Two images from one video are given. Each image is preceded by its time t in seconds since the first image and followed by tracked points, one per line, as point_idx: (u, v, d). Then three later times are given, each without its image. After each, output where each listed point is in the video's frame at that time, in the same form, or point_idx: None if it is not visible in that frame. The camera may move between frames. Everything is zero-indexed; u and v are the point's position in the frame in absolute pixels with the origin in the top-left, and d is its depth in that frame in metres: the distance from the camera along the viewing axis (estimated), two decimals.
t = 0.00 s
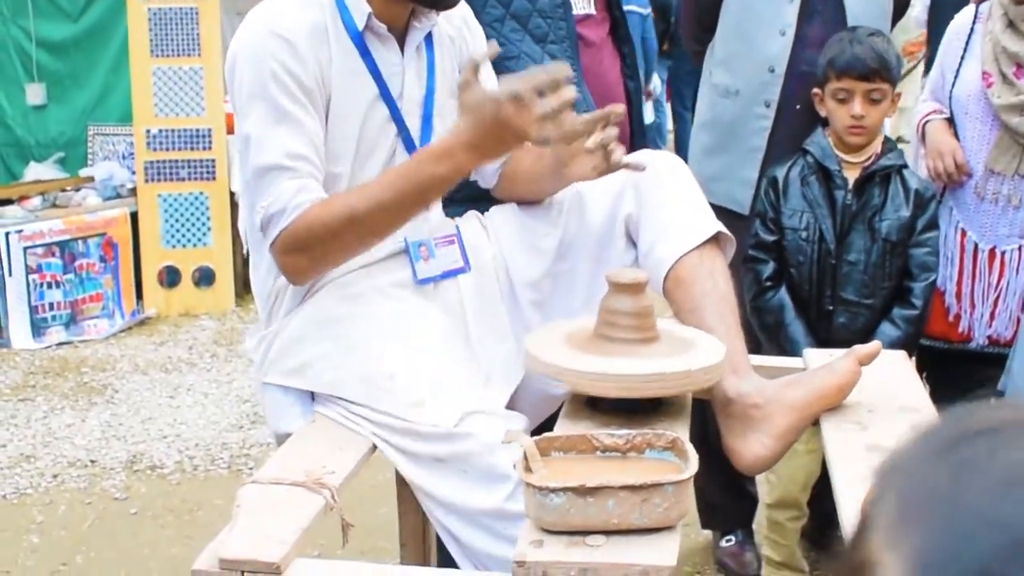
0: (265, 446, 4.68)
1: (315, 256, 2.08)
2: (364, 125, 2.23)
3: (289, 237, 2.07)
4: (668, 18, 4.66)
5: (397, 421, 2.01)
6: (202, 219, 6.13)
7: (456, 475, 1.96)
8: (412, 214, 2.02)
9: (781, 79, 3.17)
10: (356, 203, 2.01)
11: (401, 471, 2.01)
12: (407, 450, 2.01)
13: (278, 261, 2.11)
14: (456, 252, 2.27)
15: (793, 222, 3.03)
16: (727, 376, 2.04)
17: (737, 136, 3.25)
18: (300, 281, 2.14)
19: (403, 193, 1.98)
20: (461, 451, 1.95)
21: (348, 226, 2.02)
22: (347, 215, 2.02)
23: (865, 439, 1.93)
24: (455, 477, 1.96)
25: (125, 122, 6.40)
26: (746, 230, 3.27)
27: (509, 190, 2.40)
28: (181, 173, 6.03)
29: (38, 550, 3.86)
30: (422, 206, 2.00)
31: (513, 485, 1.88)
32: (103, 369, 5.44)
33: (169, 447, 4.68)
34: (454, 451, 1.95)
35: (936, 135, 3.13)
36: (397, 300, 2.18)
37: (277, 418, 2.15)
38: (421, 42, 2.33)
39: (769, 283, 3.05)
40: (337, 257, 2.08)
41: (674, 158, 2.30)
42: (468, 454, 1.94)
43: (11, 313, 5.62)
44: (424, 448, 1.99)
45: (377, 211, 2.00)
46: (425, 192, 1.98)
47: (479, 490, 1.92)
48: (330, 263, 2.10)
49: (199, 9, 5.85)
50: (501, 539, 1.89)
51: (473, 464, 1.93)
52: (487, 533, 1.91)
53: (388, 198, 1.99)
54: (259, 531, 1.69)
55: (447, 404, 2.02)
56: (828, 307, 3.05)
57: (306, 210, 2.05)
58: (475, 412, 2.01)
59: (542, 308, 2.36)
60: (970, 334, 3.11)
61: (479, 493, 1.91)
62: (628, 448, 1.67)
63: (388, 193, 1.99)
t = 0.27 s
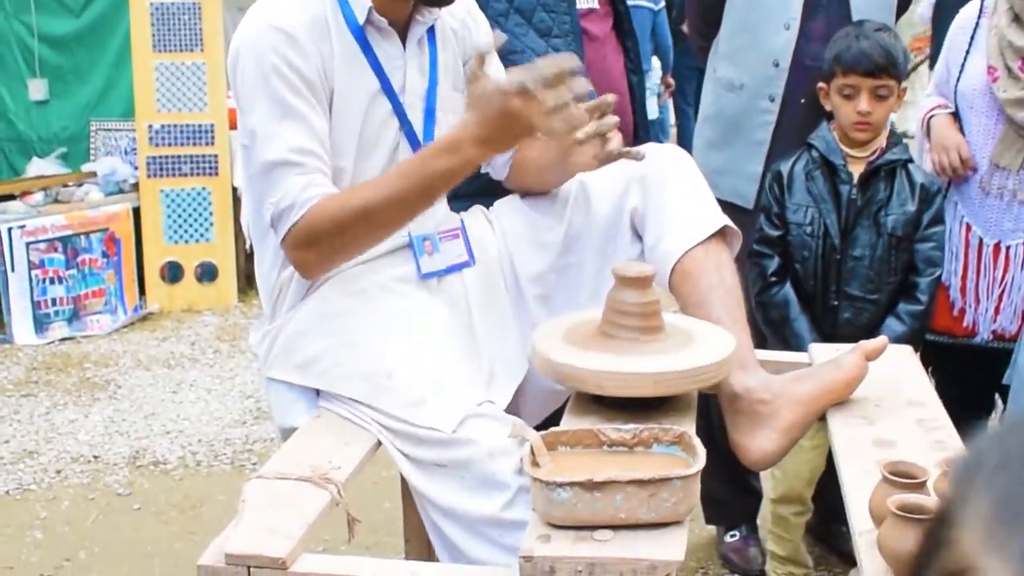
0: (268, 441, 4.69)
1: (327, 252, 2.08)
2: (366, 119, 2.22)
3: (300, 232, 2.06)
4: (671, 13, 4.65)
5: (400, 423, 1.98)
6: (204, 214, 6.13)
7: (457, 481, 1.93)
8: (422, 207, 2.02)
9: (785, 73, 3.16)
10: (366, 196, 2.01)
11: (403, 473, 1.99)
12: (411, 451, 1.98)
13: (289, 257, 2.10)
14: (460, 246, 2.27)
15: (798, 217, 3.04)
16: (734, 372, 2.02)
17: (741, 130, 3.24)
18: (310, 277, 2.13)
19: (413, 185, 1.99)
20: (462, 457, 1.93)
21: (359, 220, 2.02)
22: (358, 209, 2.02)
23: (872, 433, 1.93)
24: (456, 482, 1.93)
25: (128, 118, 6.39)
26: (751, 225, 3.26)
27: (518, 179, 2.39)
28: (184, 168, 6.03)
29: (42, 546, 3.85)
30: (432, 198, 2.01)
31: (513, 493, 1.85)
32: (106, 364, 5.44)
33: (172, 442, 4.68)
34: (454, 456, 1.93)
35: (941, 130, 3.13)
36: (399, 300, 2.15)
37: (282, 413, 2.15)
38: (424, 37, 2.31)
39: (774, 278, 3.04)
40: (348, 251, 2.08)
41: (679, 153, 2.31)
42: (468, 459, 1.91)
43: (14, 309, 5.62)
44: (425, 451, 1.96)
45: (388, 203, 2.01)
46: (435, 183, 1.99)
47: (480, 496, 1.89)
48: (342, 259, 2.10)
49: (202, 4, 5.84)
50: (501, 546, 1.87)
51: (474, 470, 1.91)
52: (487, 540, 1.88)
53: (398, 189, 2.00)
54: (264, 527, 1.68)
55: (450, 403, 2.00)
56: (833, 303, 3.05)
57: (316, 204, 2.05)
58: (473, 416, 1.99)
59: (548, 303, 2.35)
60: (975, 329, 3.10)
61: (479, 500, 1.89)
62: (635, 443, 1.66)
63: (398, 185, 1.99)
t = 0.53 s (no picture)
0: (268, 431, 4.68)
1: (326, 249, 2.07)
2: (366, 110, 2.21)
3: (301, 227, 2.05)
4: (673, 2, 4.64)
5: (405, 414, 1.98)
6: (204, 204, 6.12)
7: (459, 473, 1.92)
8: (427, 216, 2.03)
9: (787, 63, 3.15)
10: (372, 200, 2.01)
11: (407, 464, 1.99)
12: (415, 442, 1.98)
13: (288, 249, 2.09)
14: (461, 237, 2.26)
15: (799, 206, 3.03)
16: (735, 360, 2.03)
17: (743, 119, 3.23)
18: (307, 270, 2.12)
19: (421, 197, 1.99)
20: (465, 449, 1.91)
21: (362, 221, 2.01)
22: (363, 211, 2.01)
23: (873, 422, 1.92)
24: (458, 474, 1.92)
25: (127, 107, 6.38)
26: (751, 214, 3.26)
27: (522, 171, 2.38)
28: (183, 159, 6.02)
29: (41, 535, 3.86)
30: (438, 209, 2.01)
31: (516, 487, 1.84)
32: (105, 354, 5.43)
33: (171, 432, 4.68)
34: (457, 449, 1.92)
35: (942, 120, 3.12)
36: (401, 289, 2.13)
37: (282, 401, 2.15)
38: (425, 28, 2.30)
39: (774, 267, 3.05)
40: (348, 250, 2.07)
41: (681, 142, 2.30)
42: (471, 451, 1.90)
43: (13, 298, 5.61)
44: (428, 443, 1.96)
45: (394, 210, 2.00)
46: (443, 196, 1.99)
47: (482, 489, 1.88)
48: (340, 257, 2.09)
49: None
50: (501, 539, 1.86)
51: (476, 463, 1.89)
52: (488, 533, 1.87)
53: (405, 199, 1.99)
54: (265, 516, 1.68)
55: (451, 393, 1.98)
56: (833, 293, 3.05)
57: (319, 201, 2.03)
58: (482, 405, 1.98)
59: (548, 292, 2.35)
60: (976, 318, 3.09)
61: (480, 492, 1.88)
62: (637, 431, 1.66)
63: (406, 195, 1.99)
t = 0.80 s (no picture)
0: (267, 407, 4.69)
1: (328, 223, 2.06)
2: (369, 84, 2.19)
3: (303, 200, 2.04)
4: None
5: (405, 387, 1.97)
6: (202, 181, 6.10)
7: (458, 447, 1.92)
8: (430, 190, 2.02)
9: (788, 38, 3.12)
10: (376, 173, 2.00)
11: (407, 438, 1.98)
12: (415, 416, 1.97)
13: (290, 223, 2.08)
14: (462, 212, 2.24)
15: (798, 181, 3.02)
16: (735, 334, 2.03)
17: (744, 95, 3.22)
18: (308, 243, 2.11)
19: (424, 170, 1.98)
20: (465, 423, 1.91)
21: (366, 194, 2.00)
22: (366, 184, 2.00)
23: (872, 396, 1.92)
24: (457, 449, 1.92)
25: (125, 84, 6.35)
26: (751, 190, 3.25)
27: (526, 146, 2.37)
28: (182, 135, 5.99)
29: (40, 511, 3.86)
30: (442, 183, 2.00)
31: (516, 462, 1.83)
32: (104, 331, 5.43)
33: (170, 408, 4.68)
34: (457, 423, 1.91)
35: (942, 95, 3.10)
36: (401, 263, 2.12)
37: (281, 373, 2.15)
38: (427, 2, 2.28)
39: (772, 241, 3.05)
40: (350, 223, 2.06)
41: (682, 116, 2.29)
42: (471, 426, 1.90)
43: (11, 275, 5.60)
44: (429, 417, 1.95)
45: (397, 184, 1.99)
46: (447, 169, 1.98)
47: (481, 463, 1.88)
48: (342, 231, 2.08)
49: None
50: (500, 514, 1.85)
51: (476, 437, 1.89)
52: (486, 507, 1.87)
53: (408, 171, 1.98)
54: (265, 488, 1.68)
55: (451, 367, 1.98)
56: (831, 268, 3.05)
57: (322, 173, 2.02)
58: (481, 379, 1.98)
59: (548, 266, 2.34)
60: (974, 295, 3.09)
61: (479, 467, 1.87)
62: (636, 404, 1.65)
63: (409, 168, 1.98)
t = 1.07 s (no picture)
0: (267, 401, 4.69)
1: (327, 216, 2.05)
2: (371, 77, 2.19)
3: (303, 192, 2.03)
4: None
5: (404, 381, 1.97)
6: (202, 175, 6.10)
7: (459, 442, 1.91)
8: (430, 184, 2.01)
9: (790, 32, 3.11)
10: (376, 165, 1.99)
11: (408, 431, 1.98)
12: (414, 409, 1.97)
13: (290, 215, 2.08)
14: (463, 206, 2.23)
15: (798, 174, 3.02)
16: (736, 327, 2.03)
17: (746, 88, 3.22)
18: (308, 236, 2.11)
19: (424, 163, 1.98)
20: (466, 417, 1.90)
21: (366, 187, 2.00)
22: (365, 177, 2.00)
23: (873, 390, 1.92)
24: (458, 443, 1.91)
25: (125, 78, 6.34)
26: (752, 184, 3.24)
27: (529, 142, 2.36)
28: (182, 129, 5.99)
29: (41, 505, 3.86)
30: (442, 176, 2.00)
31: (516, 457, 1.83)
32: (105, 325, 5.43)
33: (171, 402, 4.68)
34: (458, 417, 1.91)
35: (943, 89, 3.10)
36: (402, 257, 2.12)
37: (281, 367, 2.15)
38: None
39: (772, 235, 3.06)
40: (350, 216, 2.06)
41: (685, 111, 2.29)
42: (472, 420, 1.89)
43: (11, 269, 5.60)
44: (430, 411, 1.95)
45: (397, 176, 1.99)
46: (446, 163, 1.97)
47: (482, 458, 1.88)
48: (342, 224, 2.08)
49: None
50: (499, 508, 1.85)
51: (476, 431, 1.89)
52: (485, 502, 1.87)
53: (408, 164, 1.98)
54: (265, 481, 1.68)
55: (452, 360, 1.97)
56: (830, 263, 3.05)
57: (322, 165, 2.02)
58: (485, 372, 1.96)
59: (550, 261, 2.33)
60: (976, 290, 3.08)
61: (479, 461, 1.87)
62: (637, 398, 1.65)
63: (409, 161, 1.98)
